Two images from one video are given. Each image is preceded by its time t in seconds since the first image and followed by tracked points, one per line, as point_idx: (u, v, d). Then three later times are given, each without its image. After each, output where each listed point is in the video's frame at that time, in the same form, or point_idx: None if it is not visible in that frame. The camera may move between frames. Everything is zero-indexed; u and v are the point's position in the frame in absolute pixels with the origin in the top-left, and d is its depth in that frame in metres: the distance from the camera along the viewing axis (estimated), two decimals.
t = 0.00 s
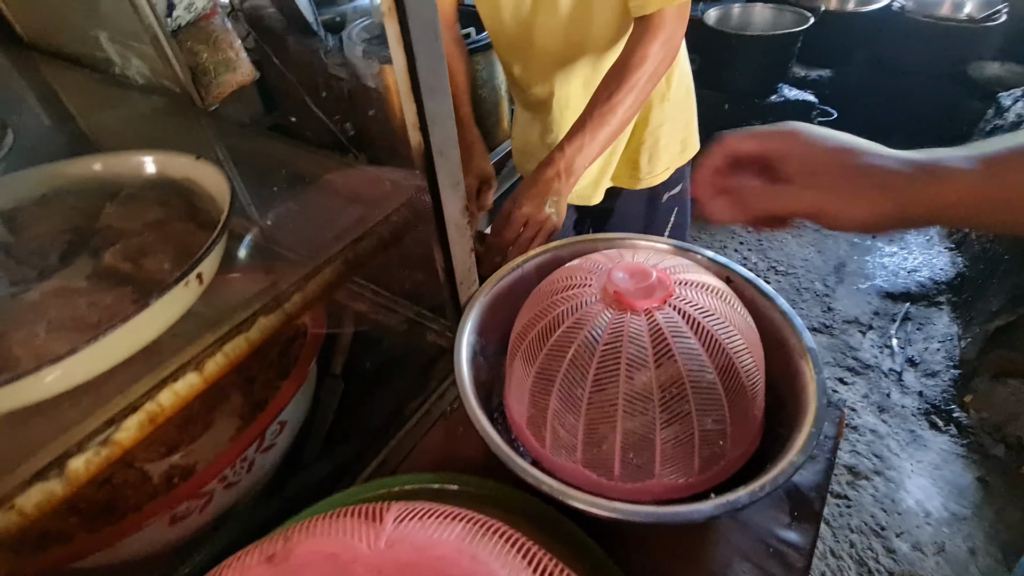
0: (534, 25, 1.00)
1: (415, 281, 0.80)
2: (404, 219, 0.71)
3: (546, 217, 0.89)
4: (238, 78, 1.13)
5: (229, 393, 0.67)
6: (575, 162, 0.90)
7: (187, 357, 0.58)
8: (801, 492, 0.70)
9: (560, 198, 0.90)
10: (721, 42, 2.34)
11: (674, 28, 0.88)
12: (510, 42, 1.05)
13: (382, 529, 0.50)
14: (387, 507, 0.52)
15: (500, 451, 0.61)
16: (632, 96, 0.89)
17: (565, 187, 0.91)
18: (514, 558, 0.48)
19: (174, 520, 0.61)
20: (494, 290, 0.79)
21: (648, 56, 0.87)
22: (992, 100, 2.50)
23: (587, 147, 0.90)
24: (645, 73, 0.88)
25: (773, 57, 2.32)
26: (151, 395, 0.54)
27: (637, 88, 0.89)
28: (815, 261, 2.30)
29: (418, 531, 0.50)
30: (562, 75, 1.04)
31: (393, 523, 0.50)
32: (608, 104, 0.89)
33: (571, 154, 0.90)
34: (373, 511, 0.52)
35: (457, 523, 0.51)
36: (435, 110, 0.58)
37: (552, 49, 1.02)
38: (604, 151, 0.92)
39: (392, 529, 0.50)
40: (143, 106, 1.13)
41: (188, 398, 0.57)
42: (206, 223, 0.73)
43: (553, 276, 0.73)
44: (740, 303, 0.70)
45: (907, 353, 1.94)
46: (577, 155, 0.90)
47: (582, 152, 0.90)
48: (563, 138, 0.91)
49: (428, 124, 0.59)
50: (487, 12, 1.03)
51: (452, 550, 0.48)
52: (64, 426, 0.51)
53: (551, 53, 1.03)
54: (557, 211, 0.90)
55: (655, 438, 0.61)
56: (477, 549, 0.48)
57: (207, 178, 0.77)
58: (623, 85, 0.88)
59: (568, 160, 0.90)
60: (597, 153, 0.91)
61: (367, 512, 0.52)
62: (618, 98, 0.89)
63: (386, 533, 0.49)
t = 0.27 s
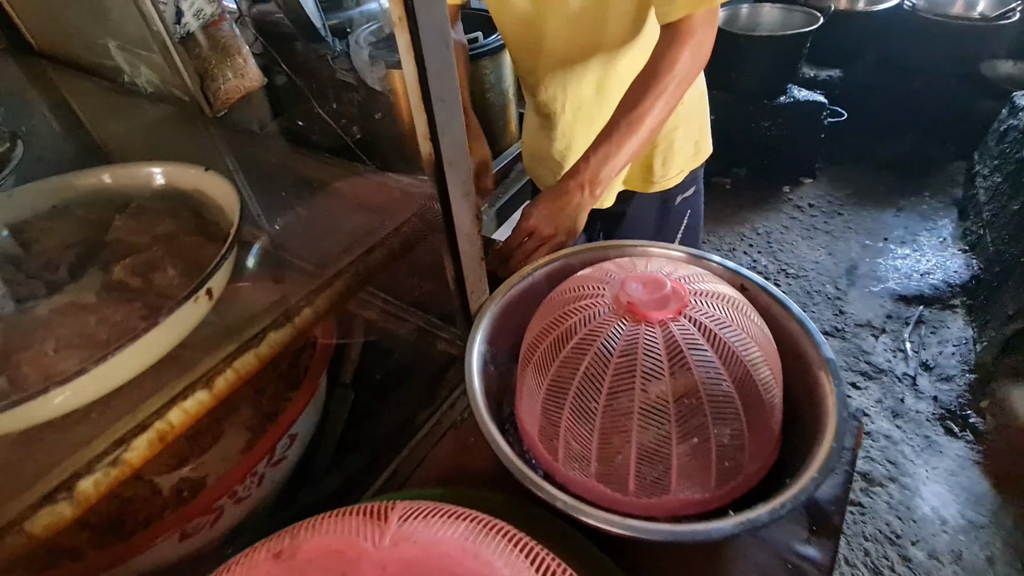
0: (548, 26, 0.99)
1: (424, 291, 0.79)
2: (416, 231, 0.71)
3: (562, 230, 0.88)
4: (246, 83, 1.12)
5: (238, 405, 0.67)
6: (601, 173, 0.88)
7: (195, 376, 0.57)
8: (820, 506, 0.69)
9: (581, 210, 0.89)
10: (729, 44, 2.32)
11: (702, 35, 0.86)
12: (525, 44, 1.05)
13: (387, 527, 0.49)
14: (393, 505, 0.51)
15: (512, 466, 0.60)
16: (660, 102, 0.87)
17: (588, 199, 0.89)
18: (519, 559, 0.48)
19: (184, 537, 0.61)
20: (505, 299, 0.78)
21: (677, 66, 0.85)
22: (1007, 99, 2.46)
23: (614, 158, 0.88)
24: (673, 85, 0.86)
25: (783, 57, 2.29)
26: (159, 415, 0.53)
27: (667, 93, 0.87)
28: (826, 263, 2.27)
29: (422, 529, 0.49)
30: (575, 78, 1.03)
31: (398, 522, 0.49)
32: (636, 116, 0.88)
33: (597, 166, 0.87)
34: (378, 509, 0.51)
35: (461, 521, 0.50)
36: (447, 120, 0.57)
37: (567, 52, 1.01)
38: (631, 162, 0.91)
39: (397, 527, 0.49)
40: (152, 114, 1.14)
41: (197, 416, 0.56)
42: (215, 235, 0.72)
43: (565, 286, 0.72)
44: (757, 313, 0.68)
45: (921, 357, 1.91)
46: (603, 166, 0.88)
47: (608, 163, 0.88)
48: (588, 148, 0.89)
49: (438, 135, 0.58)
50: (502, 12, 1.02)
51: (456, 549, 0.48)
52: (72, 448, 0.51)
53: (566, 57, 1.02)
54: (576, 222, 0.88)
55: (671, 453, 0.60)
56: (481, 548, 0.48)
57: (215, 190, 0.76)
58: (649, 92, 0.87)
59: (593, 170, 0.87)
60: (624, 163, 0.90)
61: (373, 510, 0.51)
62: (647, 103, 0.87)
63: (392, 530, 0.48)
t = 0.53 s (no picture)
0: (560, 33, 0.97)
1: (434, 302, 0.77)
2: (428, 245, 0.70)
3: (574, 239, 0.85)
4: (253, 87, 1.11)
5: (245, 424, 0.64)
6: (614, 182, 0.84)
7: (200, 402, 0.56)
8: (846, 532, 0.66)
9: (595, 218, 0.85)
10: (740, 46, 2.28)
11: (719, 42, 0.82)
12: (537, 49, 1.03)
13: (398, 546, 0.48)
14: (403, 523, 0.50)
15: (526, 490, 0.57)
16: (676, 111, 0.84)
17: (603, 210, 0.85)
18: None
19: (188, 565, 0.58)
20: (518, 313, 0.75)
21: (692, 74, 0.82)
22: None
23: (627, 168, 0.85)
24: (688, 95, 0.83)
25: (795, 60, 2.25)
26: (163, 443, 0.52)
27: (682, 104, 0.84)
28: (838, 268, 2.23)
29: (434, 549, 0.47)
30: (591, 85, 1.01)
31: (408, 541, 0.48)
32: (650, 125, 0.85)
33: (610, 176, 0.84)
34: (388, 526, 0.50)
35: (472, 540, 0.49)
36: (460, 132, 0.55)
37: (581, 59, 0.99)
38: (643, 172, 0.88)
39: (408, 546, 0.48)
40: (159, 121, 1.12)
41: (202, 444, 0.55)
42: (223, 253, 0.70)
43: (580, 300, 0.69)
44: (781, 331, 0.66)
45: (938, 366, 1.87)
46: (615, 176, 0.85)
47: (621, 173, 0.85)
48: (601, 156, 0.86)
49: (451, 147, 0.56)
50: (514, 17, 0.99)
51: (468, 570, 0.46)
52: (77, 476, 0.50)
53: (582, 64, 1.00)
54: (587, 233, 0.85)
55: (692, 478, 0.57)
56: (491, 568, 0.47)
57: (221, 205, 0.75)
58: (664, 99, 0.83)
59: (606, 180, 0.84)
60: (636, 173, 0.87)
61: (383, 528, 0.50)
62: (664, 114, 0.84)
63: (403, 550, 0.47)
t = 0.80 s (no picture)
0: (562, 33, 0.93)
1: (435, 313, 0.73)
2: (429, 259, 0.66)
3: (573, 247, 0.81)
4: (253, 90, 1.08)
5: (236, 444, 0.60)
6: (612, 187, 0.80)
7: (176, 437, 0.53)
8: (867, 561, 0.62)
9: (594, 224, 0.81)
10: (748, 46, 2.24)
11: (724, 45, 0.78)
12: (540, 53, 1.00)
13: None
14: (395, 552, 0.46)
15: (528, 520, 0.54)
16: (676, 116, 0.80)
17: (598, 214, 0.81)
18: None
19: None
20: (520, 328, 0.72)
21: (694, 77, 0.78)
22: None
23: (625, 171, 0.81)
24: (689, 100, 0.79)
25: (805, 61, 2.20)
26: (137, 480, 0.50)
27: (682, 108, 0.79)
28: (848, 274, 2.19)
29: None
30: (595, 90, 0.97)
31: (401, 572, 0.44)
32: (648, 129, 0.80)
33: (608, 180, 0.80)
34: (379, 557, 0.46)
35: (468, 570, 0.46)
36: (461, 142, 0.52)
37: (584, 62, 0.96)
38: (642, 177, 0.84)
39: None
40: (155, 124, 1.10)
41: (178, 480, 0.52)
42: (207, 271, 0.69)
43: (586, 316, 0.66)
44: (799, 351, 0.62)
45: (951, 374, 1.83)
46: (613, 179, 0.81)
47: (619, 177, 0.81)
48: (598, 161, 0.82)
49: (452, 157, 0.52)
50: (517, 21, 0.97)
51: None
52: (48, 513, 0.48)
53: (584, 67, 0.96)
54: (587, 240, 0.81)
55: (705, 510, 0.53)
56: None
57: (204, 220, 0.73)
58: (666, 103, 0.79)
59: (603, 184, 0.80)
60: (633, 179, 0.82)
61: (373, 559, 0.46)
62: (660, 120, 0.80)
63: None
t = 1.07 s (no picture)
0: (561, 20, 0.90)
1: (426, 318, 0.69)
2: (418, 264, 0.62)
3: (566, 251, 0.75)
4: (248, 86, 1.07)
5: (206, 456, 0.54)
6: (609, 186, 0.75)
7: (121, 464, 0.49)
8: None
9: (589, 227, 0.76)
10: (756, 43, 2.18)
11: (725, 31, 0.74)
12: (537, 49, 0.96)
13: None
14: None
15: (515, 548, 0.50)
16: (676, 107, 0.75)
17: (594, 214, 0.76)
18: None
19: None
20: (512, 337, 0.68)
21: (693, 66, 0.73)
22: None
23: (621, 169, 0.75)
24: (689, 90, 0.74)
25: (814, 58, 2.15)
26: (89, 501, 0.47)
27: (682, 99, 0.75)
28: (856, 276, 2.13)
29: None
30: (590, 79, 0.93)
31: None
32: (647, 122, 0.75)
33: (605, 177, 0.75)
34: None
35: None
36: (445, 142, 0.48)
37: (579, 52, 0.92)
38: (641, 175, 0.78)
39: None
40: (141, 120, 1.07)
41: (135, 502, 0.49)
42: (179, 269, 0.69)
43: (581, 326, 0.62)
44: (809, 367, 0.58)
45: (962, 381, 1.77)
46: (611, 177, 0.75)
47: (617, 174, 0.75)
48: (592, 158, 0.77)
49: (435, 158, 0.48)
50: (513, 11, 0.94)
51: None
52: None
53: (578, 56, 0.92)
54: (581, 244, 0.75)
55: (707, 540, 0.49)
56: None
57: (172, 221, 0.75)
58: (664, 94, 0.74)
59: (600, 183, 0.75)
60: (630, 179, 0.77)
61: None
62: (659, 110, 0.75)
63: None
